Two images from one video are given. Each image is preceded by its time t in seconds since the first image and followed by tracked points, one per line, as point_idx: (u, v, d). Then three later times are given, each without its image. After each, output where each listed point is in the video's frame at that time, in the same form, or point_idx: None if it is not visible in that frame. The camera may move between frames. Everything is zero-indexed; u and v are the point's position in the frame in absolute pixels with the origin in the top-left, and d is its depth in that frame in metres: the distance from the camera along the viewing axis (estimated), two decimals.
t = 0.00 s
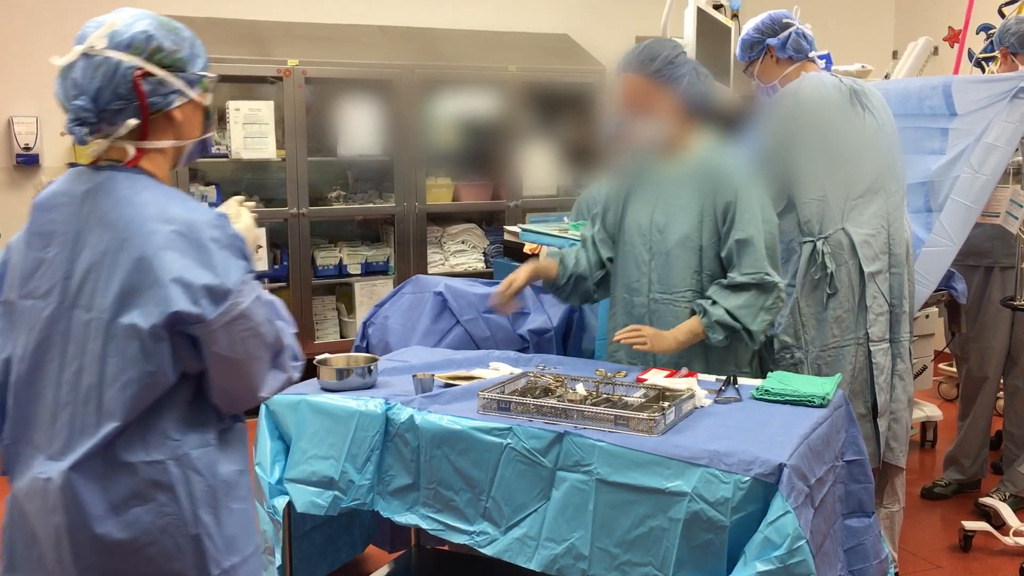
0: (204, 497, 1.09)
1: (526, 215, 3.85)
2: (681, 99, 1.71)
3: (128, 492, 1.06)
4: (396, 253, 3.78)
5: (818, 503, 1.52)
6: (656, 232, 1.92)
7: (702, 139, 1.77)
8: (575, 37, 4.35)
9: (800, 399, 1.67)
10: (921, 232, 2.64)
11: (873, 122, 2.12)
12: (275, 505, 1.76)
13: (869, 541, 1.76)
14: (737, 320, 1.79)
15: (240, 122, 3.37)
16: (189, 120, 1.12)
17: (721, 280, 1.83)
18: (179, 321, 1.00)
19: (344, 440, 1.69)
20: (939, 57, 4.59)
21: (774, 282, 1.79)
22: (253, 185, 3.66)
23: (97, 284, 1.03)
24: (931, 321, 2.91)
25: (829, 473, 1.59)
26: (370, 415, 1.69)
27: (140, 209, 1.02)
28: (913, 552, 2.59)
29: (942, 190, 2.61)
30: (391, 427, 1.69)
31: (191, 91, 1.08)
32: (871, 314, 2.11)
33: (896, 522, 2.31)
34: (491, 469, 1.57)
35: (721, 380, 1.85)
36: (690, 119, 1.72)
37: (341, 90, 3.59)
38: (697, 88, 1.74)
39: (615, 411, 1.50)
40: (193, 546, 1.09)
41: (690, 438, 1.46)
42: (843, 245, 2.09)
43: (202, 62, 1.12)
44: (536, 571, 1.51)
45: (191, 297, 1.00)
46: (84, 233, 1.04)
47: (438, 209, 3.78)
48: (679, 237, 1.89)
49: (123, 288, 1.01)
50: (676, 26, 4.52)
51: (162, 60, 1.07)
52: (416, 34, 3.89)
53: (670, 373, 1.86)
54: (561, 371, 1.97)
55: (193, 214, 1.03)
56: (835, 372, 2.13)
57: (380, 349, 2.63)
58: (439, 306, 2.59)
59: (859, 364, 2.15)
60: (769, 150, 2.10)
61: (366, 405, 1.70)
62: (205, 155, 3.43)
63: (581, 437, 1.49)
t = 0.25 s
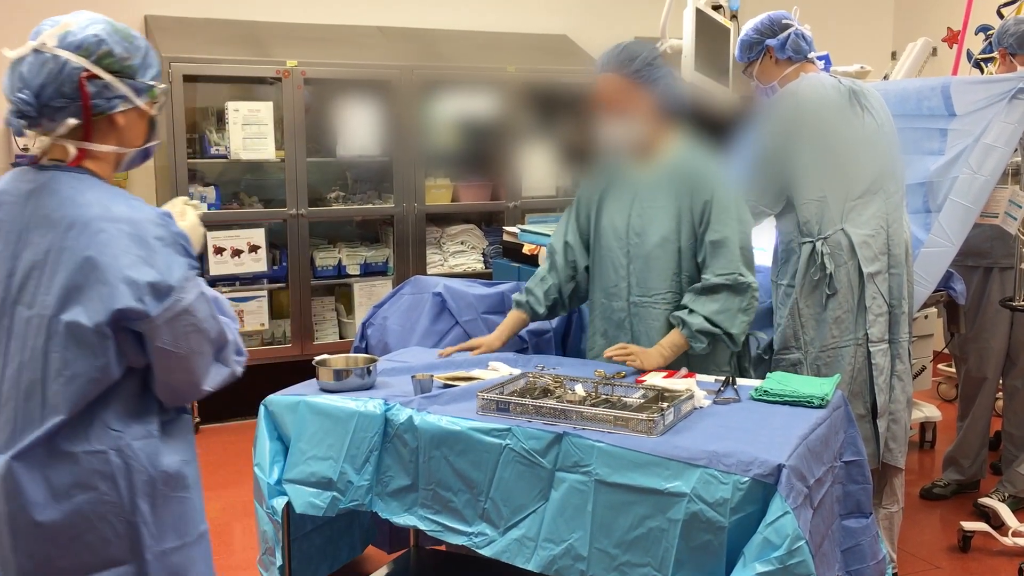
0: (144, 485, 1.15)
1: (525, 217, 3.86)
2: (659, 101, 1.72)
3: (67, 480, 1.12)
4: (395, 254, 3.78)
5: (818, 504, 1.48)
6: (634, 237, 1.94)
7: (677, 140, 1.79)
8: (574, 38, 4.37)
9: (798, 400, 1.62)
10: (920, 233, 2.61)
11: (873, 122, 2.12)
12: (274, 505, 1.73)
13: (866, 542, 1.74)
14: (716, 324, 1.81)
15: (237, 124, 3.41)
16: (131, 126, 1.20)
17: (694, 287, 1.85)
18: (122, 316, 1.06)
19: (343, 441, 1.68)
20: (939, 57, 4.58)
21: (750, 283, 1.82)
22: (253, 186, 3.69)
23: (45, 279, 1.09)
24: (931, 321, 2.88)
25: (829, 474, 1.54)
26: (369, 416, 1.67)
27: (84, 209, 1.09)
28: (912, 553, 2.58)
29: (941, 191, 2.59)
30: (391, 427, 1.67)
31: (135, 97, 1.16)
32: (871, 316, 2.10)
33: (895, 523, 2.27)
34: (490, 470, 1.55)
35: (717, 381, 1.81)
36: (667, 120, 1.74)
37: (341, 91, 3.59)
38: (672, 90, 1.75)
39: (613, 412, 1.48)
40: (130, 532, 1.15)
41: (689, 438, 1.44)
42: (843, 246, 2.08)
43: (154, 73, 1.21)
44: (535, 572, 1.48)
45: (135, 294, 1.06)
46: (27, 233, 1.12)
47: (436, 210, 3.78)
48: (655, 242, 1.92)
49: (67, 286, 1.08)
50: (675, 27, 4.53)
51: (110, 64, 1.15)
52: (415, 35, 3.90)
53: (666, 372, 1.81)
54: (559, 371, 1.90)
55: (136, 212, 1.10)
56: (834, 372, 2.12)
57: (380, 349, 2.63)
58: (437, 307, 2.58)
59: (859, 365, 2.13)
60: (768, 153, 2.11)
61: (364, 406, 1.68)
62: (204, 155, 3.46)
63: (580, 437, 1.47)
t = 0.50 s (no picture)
0: (91, 479, 1.19)
1: (524, 217, 3.88)
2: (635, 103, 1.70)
3: (17, 473, 1.17)
4: (394, 254, 3.80)
5: (818, 505, 1.40)
6: (617, 240, 1.94)
7: (657, 141, 1.77)
8: (574, 37, 4.45)
9: (796, 401, 1.54)
10: (918, 233, 2.50)
11: (872, 122, 2.11)
12: (274, 505, 1.60)
13: (864, 542, 1.66)
14: (704, 322, 1.79)
15: (237, 124, 3.43)
16: (98, 125, 1.25)
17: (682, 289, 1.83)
18: (70, 309, 1.11)
19: (342, 440, 1.57)
20: (938, 59, 4.58)
21: (736, 281, 1.80)
22: (252, 187, 3.71)
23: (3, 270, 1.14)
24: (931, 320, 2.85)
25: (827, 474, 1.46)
26: (368, 417, 1.57)
27: (40, 205, 1.14)
28: (911, 553, 2.54)
29: (940, 191, 2.48)
30: (390, 428, 1.57)
31: (97, 98, 1.21)
32: (870, 316, 2.07)
33: (895, 524, 2.23)
34: (490, 470, 1.46)
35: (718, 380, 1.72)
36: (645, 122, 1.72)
37: (340, 92, 3.61)
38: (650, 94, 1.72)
39: (612, 412, 1.39)
40: (78, 524, 1.20)
41: (689, 439, 1.36)
42: (842, 247, 2.05)
43: (118, 73, 1.26)
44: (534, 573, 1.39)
45: (84, 288, 1.10)
46: None
47: (436, 211, 3.79)
48: (639, 245, 1.91)
49: (21, 278, 1.12)
50: (675, 29, 4.55)
51: (72, 67, 1.20)
52: (414, 36, 3.92)
53: (665, 372, 1.75)
54: (558, 371, 1.80)
55: (93, 209, 1.15)
56: (834, 373, 2.09)
57: (378, 352, 2.48)
58: (439, 307, 2.44)
59: (858, 366, 2.09)
60: (767, 154, 2.11)
61: (363, 406, 1.58)
62: (203, 156, 3.51)
63: (578, 437, 1.38)
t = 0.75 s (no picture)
0: (70, 474, 1.20)
1: (524, 217, 3.89)
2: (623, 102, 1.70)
3: None
4: (394, 254, 3.80)
5: (817, 504, 1.40)
6: (609, 239, 1.94)
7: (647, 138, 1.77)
8: (572, 38, 4.45)
9: (796, 400, 1.54)
10: (918, 233, 2.51)
11: (872, 122, 2.11)
12: (273, 506, 1.60)
13: (864, 541, 1.66)
14: (700, 320, 1.78)
15: (237, 124, 3.42)
16: (84, 120, 1.25)
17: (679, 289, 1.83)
18: (47, 298, 1.10)
19: (342, 441, 1.58)
20: (937, 58, 4.58)
21: (732, 278, 1.79)
22: (252, 187, 3.72)
23: None
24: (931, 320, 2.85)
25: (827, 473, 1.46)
26: (367, 418, 1.57)
27: (20, 196, 1.13)
28: (911, 553, 2.54)
29: (940, 191, 2.48)
30: (389, 428, 1.57)
31: (84, 92, 1.21)
32: (869, 315, 2.07)
33: (894, 523, 2.22)
34: (489, 470, 1.46)
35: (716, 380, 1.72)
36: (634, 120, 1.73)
37: (340, 92, 3.61)
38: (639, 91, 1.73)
39: (612, 412, 1.40)
40: (54, 519, 1.20)
41: (689, 439, 1.36)
42: (842, 246, 2.05)
43: (104, 70, 1.26)
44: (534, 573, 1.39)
45: (61, 277, 1.10)
46: None
47: (436, 210, 3.79)
48: (631, 244, 1.90)
49: None
50: (674, 29, 4.55)
51: (58, 62, 1.20)
52: (413, 35, 3.92)
53: (663, 372, 1.75)
54: (557, 371, 1.79)
55: (73, 202, 1.15)
56: (834, 372, 2.08)
57: (378, 351, 2.48)
58: (438, 308, 2.44)
59: (858, 366, 2.09)
60: (767, 153, 2.11)
61: (363, 407, 1.58)
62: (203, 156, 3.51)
63: (578, 437, 1.38)
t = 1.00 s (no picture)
0: (79, 474, 1.20)
1: (524, 216, 3.90)
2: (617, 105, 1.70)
3: (6, 467, 1.15)
4: (394, 253, 3.80)
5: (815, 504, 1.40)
6: (607, 240, 1.93)
7: (644, 139, 1.77)
8: (573, 38, 4.44)
9: (793, 399, 1.54)
10: (919, 233, 2.50)
11: (873, 121, 2.11)
12: (271, 507, 1.60)
13: (863, 540, 1.66)
14: (710, 318, 1.78)
15: (237, 124, 3.42)
16: (80, 118, 1.25)
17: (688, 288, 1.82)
18: (57, 297, 1.10)
19: (340, 442, 1.58)
20: (937, 58, 4.58)
21: (739, 277, 1.78)
22: (252, 186, 3.72)
23: None
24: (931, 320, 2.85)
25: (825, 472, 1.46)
26: (365, 418, 1.56)
27: (24, 196, 1.13)
28: (912, 552, 2.53)
29: (941, 190, 2.47)
30: (387, 429, 1.57)
31: (79, 90, 1.21)
32: (871, 315, 2.07)
33: (895, 522, 2.22)
34: (488, 470, 1.46)
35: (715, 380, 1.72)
36: (629, 121, 1.72)
37: (340, 91, 3.61)
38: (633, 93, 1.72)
39: (611, 411, 1.40)
40: (64, 520, 1.20)
41: (688, 438, 1.36)
42: (843, 246, 2.05)
43: (100, 68, 1.26)
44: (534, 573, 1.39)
45: (70, 277, 1.10)
46: None
47: (436, 210, 3.79)
48: (629, 247, 1.90)
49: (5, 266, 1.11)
50: (674, 29, 4.56)
51: (54, 60, 1.20)
52: (414, 35, 3.92)
53: (661, 372, 1.75)
54: (554, 371, 1.79)
55: (77, 200, 1.15)
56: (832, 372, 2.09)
57: (378, 351, 2.48)
58: (438, 308, 2.44)
59: (859, 365, 2.09)
60: (768, 154, 2.12)
61: (360, 408, 1.58)
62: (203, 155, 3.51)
63: (577, 437, 1.38)
